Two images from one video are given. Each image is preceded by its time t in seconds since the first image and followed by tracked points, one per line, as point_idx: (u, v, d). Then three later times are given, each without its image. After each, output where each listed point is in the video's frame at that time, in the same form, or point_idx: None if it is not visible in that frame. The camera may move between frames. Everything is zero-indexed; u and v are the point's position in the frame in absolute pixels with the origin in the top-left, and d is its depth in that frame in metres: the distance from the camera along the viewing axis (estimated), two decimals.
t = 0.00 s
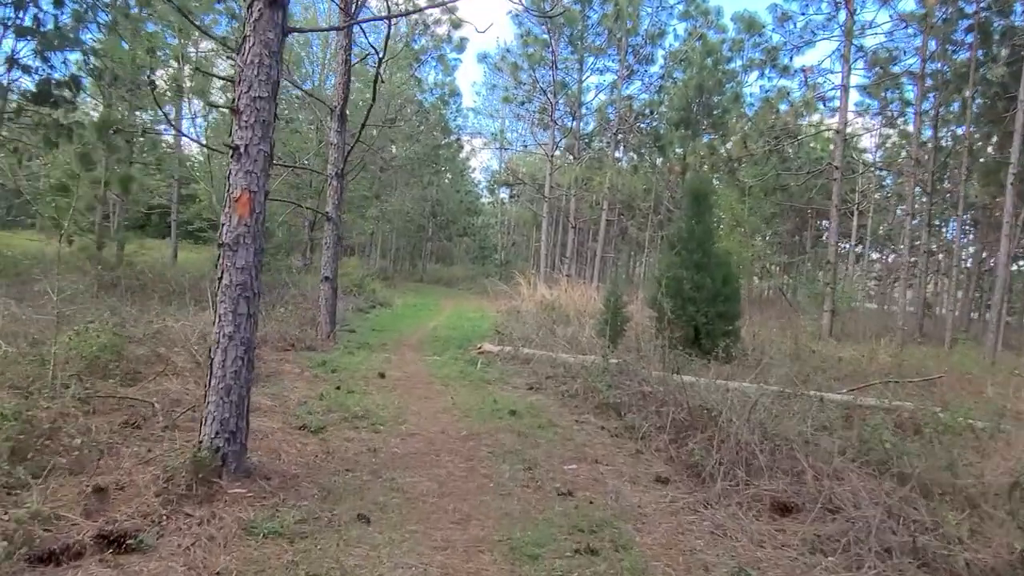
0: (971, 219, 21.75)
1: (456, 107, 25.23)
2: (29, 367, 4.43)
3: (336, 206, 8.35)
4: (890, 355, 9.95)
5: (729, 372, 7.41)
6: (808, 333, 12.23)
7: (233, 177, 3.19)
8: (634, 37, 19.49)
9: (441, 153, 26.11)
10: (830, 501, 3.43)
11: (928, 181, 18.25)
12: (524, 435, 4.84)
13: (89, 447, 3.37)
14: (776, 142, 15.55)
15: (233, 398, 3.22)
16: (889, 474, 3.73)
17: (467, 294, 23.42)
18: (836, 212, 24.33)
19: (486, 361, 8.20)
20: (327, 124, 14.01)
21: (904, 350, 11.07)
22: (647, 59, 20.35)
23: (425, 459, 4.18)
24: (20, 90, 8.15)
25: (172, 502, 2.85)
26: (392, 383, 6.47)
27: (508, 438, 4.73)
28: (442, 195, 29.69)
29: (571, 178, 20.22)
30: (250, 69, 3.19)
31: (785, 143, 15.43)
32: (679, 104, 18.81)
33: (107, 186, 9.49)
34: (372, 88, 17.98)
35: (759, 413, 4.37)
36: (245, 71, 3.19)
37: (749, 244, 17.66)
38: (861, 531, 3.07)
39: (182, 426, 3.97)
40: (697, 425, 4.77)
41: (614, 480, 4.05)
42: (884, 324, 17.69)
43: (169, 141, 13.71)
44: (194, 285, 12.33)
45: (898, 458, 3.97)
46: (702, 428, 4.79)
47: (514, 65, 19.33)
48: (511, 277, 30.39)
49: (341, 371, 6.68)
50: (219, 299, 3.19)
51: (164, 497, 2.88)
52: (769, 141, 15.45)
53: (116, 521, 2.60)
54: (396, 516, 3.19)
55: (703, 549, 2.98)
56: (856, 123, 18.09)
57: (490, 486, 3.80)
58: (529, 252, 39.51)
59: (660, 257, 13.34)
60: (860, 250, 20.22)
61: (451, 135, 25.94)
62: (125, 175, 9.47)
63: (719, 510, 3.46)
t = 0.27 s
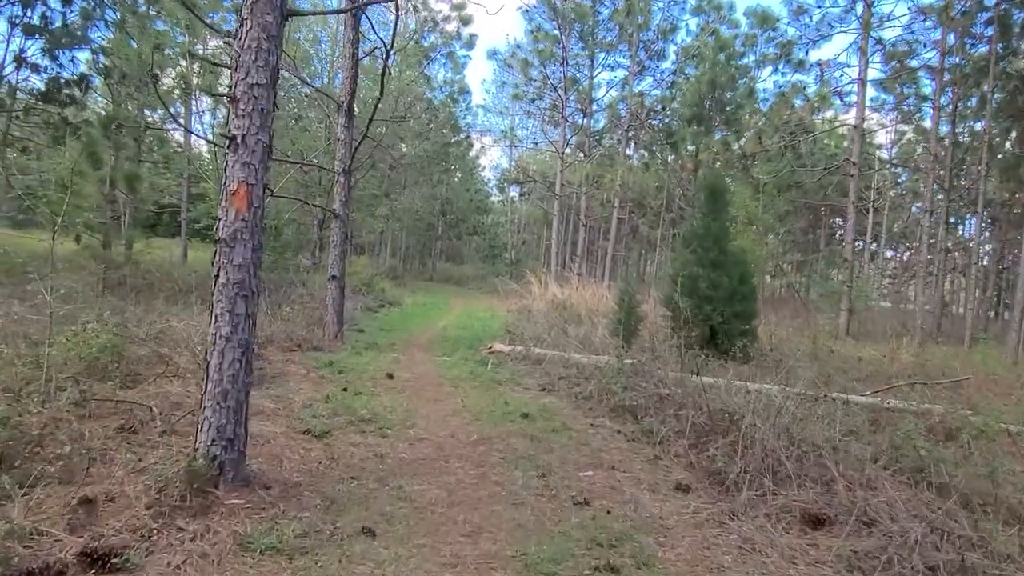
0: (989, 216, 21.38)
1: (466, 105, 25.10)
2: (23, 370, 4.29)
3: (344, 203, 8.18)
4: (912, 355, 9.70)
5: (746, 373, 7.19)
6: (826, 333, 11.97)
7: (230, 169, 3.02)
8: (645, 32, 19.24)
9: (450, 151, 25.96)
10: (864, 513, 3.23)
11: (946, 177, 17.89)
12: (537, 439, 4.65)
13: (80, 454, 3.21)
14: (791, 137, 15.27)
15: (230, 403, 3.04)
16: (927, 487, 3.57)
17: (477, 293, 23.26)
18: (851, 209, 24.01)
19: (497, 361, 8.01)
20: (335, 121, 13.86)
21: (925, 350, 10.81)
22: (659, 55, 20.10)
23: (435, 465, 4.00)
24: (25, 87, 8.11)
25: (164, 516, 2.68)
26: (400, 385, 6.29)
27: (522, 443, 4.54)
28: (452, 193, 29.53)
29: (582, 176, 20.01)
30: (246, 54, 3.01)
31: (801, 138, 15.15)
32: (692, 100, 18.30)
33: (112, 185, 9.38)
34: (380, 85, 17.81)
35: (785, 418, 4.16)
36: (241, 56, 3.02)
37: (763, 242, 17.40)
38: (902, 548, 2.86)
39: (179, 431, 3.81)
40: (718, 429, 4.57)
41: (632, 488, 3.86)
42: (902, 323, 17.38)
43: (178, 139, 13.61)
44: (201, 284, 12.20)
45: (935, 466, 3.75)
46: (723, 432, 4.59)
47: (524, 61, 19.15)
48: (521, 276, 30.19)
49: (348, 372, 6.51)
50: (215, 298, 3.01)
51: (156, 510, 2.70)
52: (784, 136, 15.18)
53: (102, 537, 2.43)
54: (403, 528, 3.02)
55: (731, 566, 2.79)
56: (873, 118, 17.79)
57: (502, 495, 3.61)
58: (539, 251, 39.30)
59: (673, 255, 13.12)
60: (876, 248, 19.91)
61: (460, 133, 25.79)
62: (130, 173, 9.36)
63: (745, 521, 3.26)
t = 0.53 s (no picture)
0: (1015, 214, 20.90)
1: (481, 104, 24.94)
2: (25, 375, 4.16)
3: (357, 201, 8.03)
4: (940, 358, 9.40)
5: (771, 377, 6.95)
6: (850, 335, 11.65)
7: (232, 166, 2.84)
8: (662, 28, 18.95)
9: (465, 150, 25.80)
10: (912, 535, 3.02)
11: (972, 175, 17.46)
12: (556, 448, 4.46)
13: (77, 466, 3.06)
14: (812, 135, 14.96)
15: (232, 414, 2.86)
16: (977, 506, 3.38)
17: (492, 292, 23.08)
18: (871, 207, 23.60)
19: (513, 364, 7.81)
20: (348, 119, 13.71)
21: (953, 352, 10.50)
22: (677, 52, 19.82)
23: (451, 476, 3.82)
24: (44, 90, 7.81)
25: (161, 536, 2.51)
26: (414, 389, 6.12)
27: (541, 452, 4.35)
28: (466, 192, 29.36)
29: (598, 174, 19.76)
30: (250, 43, 2.83)
31: (822, 135, 14.84)
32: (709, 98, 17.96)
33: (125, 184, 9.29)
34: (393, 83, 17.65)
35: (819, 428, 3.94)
36: (244, 46, 2.84)
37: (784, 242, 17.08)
38: None
39: (183, 440, 3.66)
40: (746, 438, 4.36)
41: (658, 503, 3.66)
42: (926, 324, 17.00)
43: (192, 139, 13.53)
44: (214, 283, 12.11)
45: (984, 483, 3.54)
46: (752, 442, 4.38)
47: (540, 57, 18.97)
48: (536, 275, 29.99)
49: (361, 376, 6.33)
50: (218, 303, 2.84)
51: (152, 530, 2.54)
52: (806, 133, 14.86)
53: (93, 562, 2.26)
54: (418, 548, 2.84)
55: None
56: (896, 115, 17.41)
57: (521, 510, 3.42)
58: (554, 250, 39.04)
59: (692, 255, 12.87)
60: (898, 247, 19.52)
61: (475, 131, 25.62)
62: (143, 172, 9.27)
63: (782, 542, 3.05)
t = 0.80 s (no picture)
0: None
1: (500, 102, 24.79)
2: (31, 375, 4.04)
3: (374, 198, 7.88)
4: (977, 358, 9.05)
5: (802, 378, 6.68)
6: (880, 334, 11.31)
7: (235, 153, 2.69)
8: (684, 23, 18.63)
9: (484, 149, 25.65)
10: (969, 550, 2.79)
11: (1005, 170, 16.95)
12: (579, 452, 4.25)
13: (74, 470, 2.92)
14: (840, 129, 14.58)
15: (236, 417, 2.70)
16: None
17: (512, 292, 22.89)
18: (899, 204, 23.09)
19: (533, 364, 7.61)
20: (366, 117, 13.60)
21: (990, 352, 10.12)
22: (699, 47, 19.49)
23: (468, 481, 3.63)
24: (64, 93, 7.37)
25: (156, 550, 2.35)
26: (431, 390, 5.95)
27: (562, 456, 4.15)
28: (486, 191, 29.20)
29: (619, 172, 19.49)
30: (252, 22, 2.66)
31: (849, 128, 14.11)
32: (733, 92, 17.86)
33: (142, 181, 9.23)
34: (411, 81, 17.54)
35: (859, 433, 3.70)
36: (246, 25, 2.67)
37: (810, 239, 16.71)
38: None
39: (189, 443, 3.50)
40: (780, 443, 4.13)
41: (687, 512, 3.44)
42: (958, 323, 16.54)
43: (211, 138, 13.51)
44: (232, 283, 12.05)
45: None
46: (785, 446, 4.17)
47: (559, 53, 18.79)
48: (556, 274, 29.77)
49: (378, 376, 6.17)
50: (220, 298, 2.68)
51: (147, 542, 2.38)
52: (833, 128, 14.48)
53: None
54: (433, 560, 2.65)
55: None
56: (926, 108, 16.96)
57: (543, 518, 3.22)
58: (574, 249, 38.78)
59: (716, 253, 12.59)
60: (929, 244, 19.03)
61: (494, 130, 25.46)
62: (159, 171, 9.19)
63: (825, 558, 2.83)
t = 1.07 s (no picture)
0: None
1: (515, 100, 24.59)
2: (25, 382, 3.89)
3: (384, 197, 7.70)
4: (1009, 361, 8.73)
5: (827, 383, 6.43)
6: (905, 336, 10.99)
7: (225, 149, 2.51)
8: (701, 19, 18.32)
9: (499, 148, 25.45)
10: None
11: None
12: (595, 463, 4.04)
13: (60, 486, 2.75)
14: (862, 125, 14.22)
15: (227, 432, 2.51)
16: None
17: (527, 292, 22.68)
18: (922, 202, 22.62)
19: (547, 367, 7.40)
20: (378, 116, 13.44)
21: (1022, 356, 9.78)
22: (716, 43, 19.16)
23: (478, 496, 3.43)
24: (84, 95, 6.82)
25: None
26: (442, 395, 5.76)
27: (579, 467, 3.95)
28: (500, 190, 29.02)
29: (635, 171, 19.22)
30: (244, 8, 2.48)
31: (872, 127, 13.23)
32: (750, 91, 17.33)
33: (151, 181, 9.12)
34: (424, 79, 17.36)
35: (897, 447, 3.46)
36: (237, 11, 2.49)
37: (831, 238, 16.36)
38: None
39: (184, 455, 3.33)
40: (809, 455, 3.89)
41: (712, 531, 3.22)
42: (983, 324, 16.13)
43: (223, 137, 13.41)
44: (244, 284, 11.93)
45: None
46: (814, 458, 3.95)
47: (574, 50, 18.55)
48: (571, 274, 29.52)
49: (388, 381, 5.99)
50: (211, 304, 2.50)
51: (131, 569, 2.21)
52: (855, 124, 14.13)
53: None
54: None
55: None
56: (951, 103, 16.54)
57: (557, 539, 3.00)
58: (590, 248, 38.52)
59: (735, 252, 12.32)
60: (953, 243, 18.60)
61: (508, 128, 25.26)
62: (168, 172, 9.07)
63: None
